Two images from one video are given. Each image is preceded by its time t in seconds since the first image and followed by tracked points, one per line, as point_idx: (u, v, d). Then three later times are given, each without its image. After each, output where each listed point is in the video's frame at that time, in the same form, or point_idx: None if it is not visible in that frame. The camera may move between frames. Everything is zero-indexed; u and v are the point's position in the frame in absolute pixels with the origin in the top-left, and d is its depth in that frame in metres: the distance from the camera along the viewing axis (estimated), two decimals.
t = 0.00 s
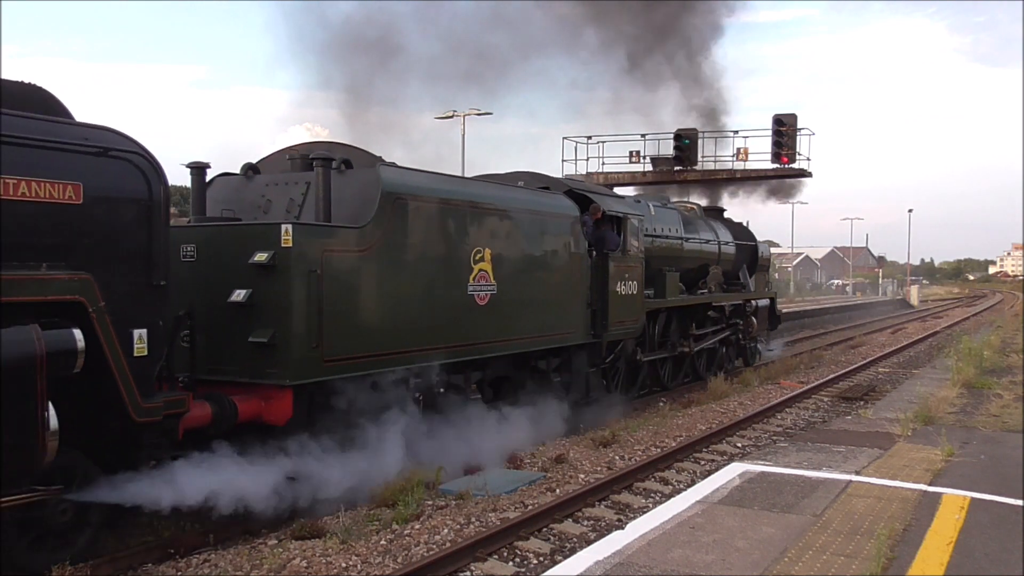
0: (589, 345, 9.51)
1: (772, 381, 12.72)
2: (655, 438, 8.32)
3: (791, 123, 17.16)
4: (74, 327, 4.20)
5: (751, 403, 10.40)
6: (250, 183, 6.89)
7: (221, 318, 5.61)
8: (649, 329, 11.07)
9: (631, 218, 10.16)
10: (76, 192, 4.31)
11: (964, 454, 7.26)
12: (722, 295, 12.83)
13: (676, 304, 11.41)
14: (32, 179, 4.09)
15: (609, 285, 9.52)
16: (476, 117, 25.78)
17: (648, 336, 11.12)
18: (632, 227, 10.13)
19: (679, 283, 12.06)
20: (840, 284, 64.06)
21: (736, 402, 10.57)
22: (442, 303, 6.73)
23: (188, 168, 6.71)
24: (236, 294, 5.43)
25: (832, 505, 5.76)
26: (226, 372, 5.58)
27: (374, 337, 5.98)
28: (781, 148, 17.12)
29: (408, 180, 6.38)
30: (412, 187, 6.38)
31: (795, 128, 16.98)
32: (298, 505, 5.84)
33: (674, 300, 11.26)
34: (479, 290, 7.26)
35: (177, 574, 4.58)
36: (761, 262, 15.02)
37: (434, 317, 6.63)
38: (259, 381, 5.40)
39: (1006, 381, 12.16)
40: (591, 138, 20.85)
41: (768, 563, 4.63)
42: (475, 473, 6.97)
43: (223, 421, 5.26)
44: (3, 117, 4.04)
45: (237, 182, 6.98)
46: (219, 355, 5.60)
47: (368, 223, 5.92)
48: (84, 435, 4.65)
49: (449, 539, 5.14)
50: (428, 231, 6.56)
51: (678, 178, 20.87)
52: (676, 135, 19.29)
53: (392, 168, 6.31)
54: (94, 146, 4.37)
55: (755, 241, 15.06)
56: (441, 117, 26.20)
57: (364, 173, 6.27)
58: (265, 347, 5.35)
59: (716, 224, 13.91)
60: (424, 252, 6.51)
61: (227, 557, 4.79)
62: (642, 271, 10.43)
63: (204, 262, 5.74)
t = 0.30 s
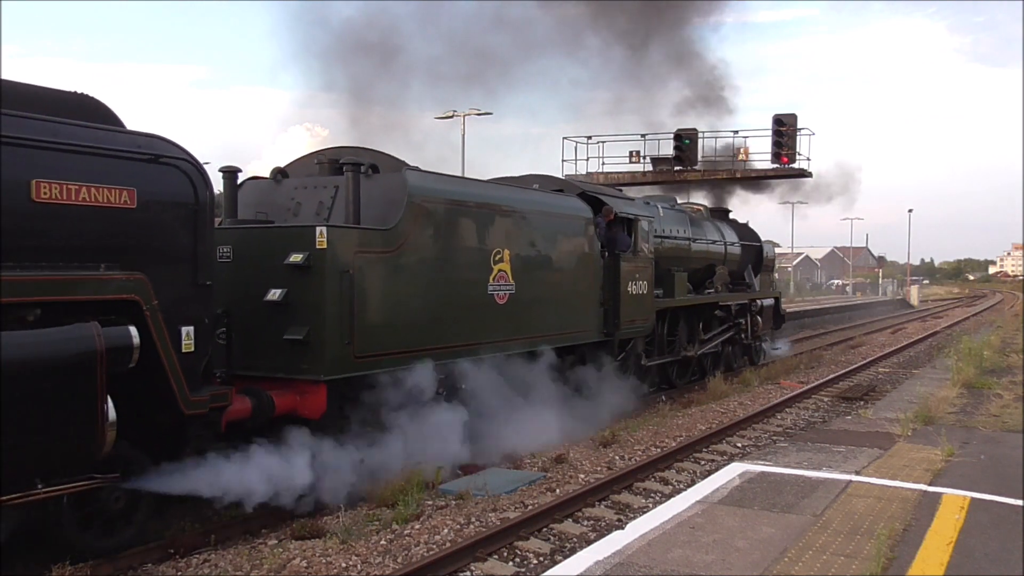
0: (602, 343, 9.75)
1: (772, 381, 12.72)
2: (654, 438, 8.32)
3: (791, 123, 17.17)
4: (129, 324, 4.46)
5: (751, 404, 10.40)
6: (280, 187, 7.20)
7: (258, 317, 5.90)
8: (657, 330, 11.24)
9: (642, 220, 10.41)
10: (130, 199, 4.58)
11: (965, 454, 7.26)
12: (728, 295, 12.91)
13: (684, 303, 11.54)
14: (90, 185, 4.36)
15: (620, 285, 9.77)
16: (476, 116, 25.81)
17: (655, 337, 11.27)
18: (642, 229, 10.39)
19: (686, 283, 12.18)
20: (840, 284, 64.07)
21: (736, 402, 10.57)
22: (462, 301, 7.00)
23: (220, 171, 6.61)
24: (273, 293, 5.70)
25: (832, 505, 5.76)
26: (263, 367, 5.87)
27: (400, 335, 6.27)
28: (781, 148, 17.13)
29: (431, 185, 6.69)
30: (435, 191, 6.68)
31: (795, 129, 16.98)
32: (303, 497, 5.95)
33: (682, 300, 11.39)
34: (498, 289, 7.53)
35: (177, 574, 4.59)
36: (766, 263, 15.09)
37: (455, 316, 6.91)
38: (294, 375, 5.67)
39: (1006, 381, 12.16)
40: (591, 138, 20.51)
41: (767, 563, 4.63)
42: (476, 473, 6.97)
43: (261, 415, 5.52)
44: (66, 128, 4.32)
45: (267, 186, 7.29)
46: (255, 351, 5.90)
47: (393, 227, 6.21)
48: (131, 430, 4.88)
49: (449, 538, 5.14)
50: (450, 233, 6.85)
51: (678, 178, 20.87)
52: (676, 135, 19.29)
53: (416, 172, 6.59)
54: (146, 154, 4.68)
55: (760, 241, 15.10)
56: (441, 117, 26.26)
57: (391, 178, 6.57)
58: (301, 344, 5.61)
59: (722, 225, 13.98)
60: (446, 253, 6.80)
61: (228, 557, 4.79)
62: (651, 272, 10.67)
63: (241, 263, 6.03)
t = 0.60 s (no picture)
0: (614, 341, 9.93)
1: (773, 381, 12.72)
2: (655, 438, 8.32)
3: (791, 123, 17.17)
4: (180, 322, 4.76)
5: (751, 403, 10.40)
6: (307, 190, 7.47)
7: (292, 315, 6.14)
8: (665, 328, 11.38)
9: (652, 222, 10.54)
10: (180, 203, 4.85)
11: (964, 454, 7.26)
12: (734, 295, 12.98)
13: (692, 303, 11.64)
14: (145, 191, 4.65)
15: (632, 285, 9.93)
16: (476, 116, 25.78)
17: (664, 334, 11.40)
18: (652, 230, 10.52)
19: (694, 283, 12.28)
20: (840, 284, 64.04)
21: (736, 402, 10.56)
22: (484, 301, 7.26)
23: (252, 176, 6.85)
24: (307, 292, 5.96)
25: (832, 505, 5.76)
26: (297, 363, 6.11)
27: (426, 332, 6.53)
28: (781, 148, 17.13)
29: (456, 188, 6.93)
30: (459, 194, 6.93)
31: (795, 129, 16.97)
32: (305, 499, 5.98)
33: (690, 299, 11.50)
34: (517, 289, 7.76)
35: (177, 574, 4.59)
36: (771, 263, 15.14)
37: (477, 314, 7.16)
38: (327, 371, 5.93)
39: (1006, 381, 12.15)
40: (591, 138, 21.77)
41: (767, 563, 4.63)
42: (475, 473, 6.97)
43: (296, 409, 5.80)
44: (121, 137, 4.60)
45: (294, 189, 7.56)
46: (288, 348, 6.15)
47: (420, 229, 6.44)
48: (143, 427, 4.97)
49: (449, 539, 5.14)
50: (473, 234, 7.09)
51: (678, 178, 20.86)
52: (676, 135, 19.28)
53: (442, 176, 6.84)
54: (193, 160, 4.94)
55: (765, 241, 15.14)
56: (441, 117, 26.28)
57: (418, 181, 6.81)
58: (334, 341, 5.87)
59: (729, 226, 14.02)
60: (469, 254, 7.05)
61: (228, 557, 4.79)
62: (661, 272, 10.78)
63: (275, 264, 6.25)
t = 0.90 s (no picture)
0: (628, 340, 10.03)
1: (773, 381, 12.71)
2: (655, 438, 8.32)
3: (791, 123, 17.16)
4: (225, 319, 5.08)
5: (751, 404, 10.39)
6: (334, 193, 7.62)
7: (324, 312, 6.42)
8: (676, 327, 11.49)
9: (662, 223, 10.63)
10: (225, 207, 5.20)
11: (964, 454, 7.26)
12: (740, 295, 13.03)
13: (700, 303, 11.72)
14: (193, 196, 4.98)
15: (642, 285, 10.07)
16: (476, 117, 25.77)
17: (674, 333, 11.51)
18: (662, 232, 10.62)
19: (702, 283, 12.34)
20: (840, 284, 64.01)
21: (736, 402, 10.55)
22: (506, 300, 7.52)
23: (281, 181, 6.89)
24: (337, 291, 6.25)
25: (833, 505, 5.75)
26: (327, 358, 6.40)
27: (447, 330, 6.79)
28: (781, 148, 17.13)
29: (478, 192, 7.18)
30: (481, 198, 7.17)
31: (795, 129, 16.97)
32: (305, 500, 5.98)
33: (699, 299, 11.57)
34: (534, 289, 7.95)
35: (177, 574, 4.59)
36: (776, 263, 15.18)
37: (496, 313, 7.41)
38: (356, 366, 6.24)
39: (1006, 381, 12.14)
40: (591, 138, 22.13)
41: (767, 563, 4.63)
42: (475, 473, 6.95)
43: (330, 403, 6.05)
44: (170, 145, 4.93)
45: (321, 192, 7.71)
46: (320, 343, 6.45)
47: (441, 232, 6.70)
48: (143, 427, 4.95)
49: (449, 538, 5.14)
50: (493, 237, 7.32)
51: (678, 177, 20.83)
52: (677, 135, 19.26)
53: (464, 181, 7.09)
54: (236, 166, 5.28)
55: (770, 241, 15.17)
56: (442, 117, 26.30)
57: (441, 185, 7.08)
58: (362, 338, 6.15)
59: (735, 227, 14.04)
60: (490, 255, 7.29)
61: (228, 557, 4.79)
62: (670, 273, 10.87)
63: (309, 265, 6.48)
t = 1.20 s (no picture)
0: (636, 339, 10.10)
1: (773, 381, 12.71)
2: (655, 438, 8.32)
3: (791, 123, 17.15)
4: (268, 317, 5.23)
5: (751, 404, 10.39)
6: (359, 197, 7.65)
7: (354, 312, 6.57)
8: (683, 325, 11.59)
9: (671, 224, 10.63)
10: (268, 210, 5.36)
11: (965, 454, 7.26)
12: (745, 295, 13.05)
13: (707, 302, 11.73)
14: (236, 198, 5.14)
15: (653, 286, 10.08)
16: (476, 117, 25.75)
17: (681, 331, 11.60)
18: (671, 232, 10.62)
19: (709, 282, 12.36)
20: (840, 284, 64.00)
21: (736, 402, 10.55)
22: (529, 299, 7.63)
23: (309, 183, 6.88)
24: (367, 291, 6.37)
25: (833, 505, 5.75)
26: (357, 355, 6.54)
27: (471, 329, 6.89)
28: (781, 148, 17.13)
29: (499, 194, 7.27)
30: (502, 200, 7.25)
31: (795, 129, 16.96)
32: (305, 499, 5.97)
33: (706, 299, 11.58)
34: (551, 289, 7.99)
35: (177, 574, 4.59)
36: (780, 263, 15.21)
37: (517, 312, 7.49)
38: (385, 362, 6.36)
39: (1006, 381, 12.14)
40: (591, 137, 20.54)
41: (767, 563, 4.63)
42: (474, 472, 6.94)
43: (362, 396, 6.20)
44: (217, 151, 5.13)
45: (347, 195, 7.74)
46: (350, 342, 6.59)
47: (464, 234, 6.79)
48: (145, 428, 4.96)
49: (449, 538, 5.14)
50: (514, 238, 7.39)
51: (678, 177, 20.82)
52: (676, 135, 19.25)
53: (486, 184, 7.16)
54: (276, 171, 5.47)
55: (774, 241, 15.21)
56: (441, 117, 26.28)
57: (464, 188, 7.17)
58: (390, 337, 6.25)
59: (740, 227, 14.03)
60: (511, 256, 7.37)
61: (228, 557, 4.79)
62: (679, 273, 10.87)
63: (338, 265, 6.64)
